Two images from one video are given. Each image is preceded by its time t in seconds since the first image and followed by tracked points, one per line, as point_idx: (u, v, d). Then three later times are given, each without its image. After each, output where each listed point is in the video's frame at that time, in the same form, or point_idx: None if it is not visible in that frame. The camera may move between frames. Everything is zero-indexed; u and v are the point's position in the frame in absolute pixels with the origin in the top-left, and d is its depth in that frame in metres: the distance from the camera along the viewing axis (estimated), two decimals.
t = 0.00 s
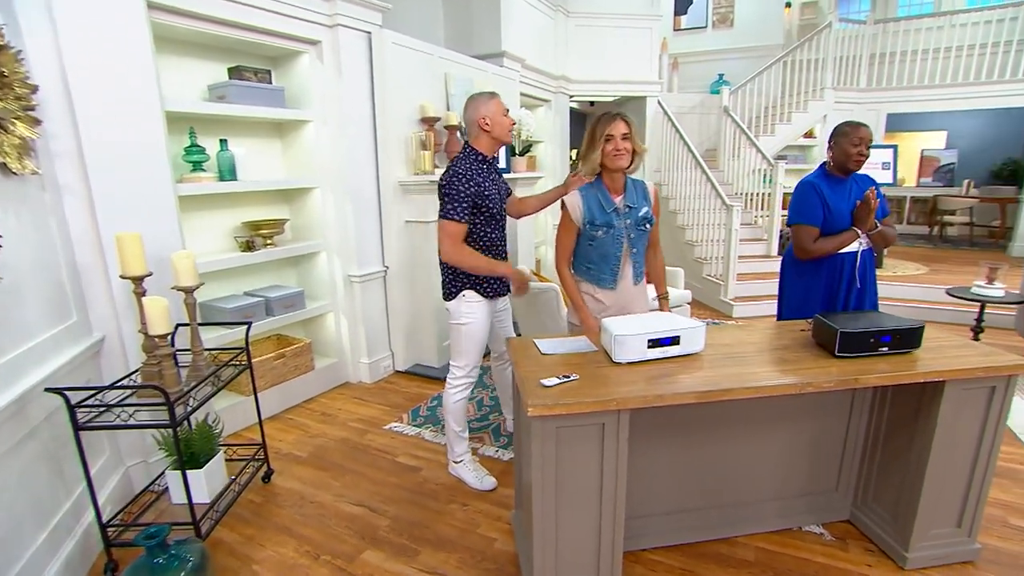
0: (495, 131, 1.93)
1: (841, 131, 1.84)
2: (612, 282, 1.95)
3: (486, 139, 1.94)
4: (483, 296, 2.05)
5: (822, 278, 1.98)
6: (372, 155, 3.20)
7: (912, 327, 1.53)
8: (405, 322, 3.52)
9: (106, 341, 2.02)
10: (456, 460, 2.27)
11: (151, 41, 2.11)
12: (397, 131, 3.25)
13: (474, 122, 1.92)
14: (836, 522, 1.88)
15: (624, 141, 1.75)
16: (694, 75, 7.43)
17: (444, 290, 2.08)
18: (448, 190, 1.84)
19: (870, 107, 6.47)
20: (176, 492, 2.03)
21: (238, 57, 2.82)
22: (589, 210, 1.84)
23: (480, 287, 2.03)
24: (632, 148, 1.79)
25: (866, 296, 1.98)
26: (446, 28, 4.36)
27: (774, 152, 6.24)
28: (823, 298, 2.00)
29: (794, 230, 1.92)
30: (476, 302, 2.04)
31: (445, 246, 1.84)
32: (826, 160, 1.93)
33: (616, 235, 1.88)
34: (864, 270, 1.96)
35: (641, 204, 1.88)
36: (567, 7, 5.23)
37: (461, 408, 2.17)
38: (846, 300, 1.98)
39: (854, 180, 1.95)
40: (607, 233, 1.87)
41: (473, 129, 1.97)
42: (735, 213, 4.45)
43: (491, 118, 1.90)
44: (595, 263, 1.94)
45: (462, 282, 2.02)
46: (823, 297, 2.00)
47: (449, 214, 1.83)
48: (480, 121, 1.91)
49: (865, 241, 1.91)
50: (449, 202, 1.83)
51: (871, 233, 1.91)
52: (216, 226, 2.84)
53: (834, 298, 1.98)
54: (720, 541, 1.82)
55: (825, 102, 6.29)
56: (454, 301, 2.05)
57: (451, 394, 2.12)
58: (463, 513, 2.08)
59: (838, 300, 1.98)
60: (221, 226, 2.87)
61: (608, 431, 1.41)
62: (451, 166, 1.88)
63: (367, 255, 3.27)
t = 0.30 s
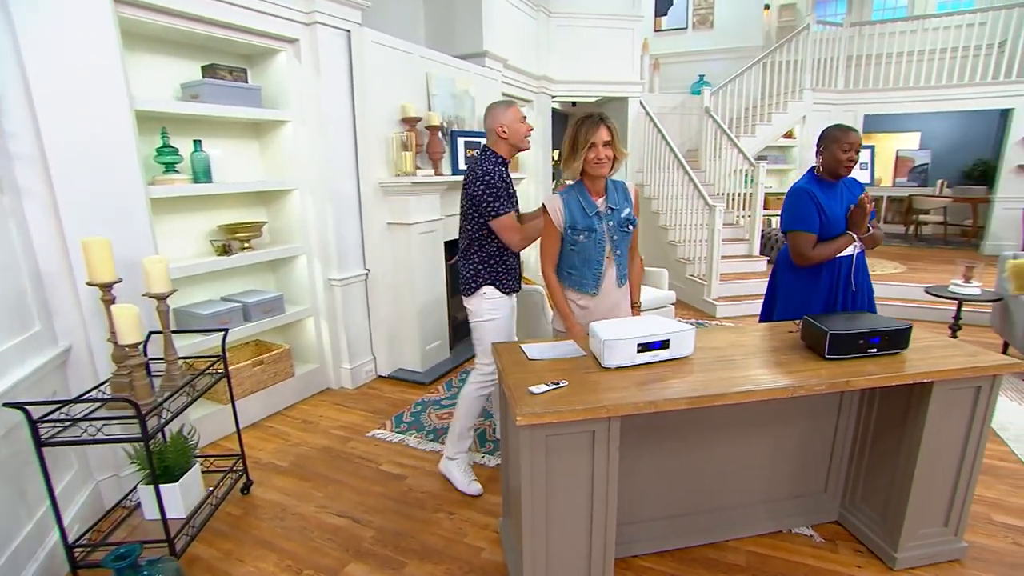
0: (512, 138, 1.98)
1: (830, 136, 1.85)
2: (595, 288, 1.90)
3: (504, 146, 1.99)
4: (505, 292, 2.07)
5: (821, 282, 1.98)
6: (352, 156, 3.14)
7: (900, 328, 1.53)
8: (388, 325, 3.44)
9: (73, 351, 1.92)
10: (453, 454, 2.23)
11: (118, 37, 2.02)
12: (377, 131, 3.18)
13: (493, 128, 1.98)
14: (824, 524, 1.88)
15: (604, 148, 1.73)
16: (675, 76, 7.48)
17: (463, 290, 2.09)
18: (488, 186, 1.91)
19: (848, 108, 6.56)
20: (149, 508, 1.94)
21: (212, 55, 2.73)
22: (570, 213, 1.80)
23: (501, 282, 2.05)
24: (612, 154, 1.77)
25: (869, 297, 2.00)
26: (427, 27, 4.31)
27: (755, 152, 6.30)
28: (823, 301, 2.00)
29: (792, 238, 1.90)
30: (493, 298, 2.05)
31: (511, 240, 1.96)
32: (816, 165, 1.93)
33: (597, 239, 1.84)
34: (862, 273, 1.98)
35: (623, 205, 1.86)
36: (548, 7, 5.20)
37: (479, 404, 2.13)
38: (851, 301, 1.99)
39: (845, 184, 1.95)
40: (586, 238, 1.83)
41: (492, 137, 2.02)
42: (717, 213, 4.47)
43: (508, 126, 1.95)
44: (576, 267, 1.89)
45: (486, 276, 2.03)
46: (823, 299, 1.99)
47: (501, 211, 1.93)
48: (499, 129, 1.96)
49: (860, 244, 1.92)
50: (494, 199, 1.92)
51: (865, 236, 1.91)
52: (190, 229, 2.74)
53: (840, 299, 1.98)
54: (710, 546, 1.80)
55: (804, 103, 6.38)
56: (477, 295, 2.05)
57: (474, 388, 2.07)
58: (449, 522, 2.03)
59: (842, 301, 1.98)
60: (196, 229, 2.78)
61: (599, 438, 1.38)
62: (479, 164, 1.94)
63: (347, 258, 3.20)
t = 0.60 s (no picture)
0: (519, 134, 2.15)
1: (826, 133, 1.87)
2: (596, 285, 1.88)
3: (512, 141, 2.16)
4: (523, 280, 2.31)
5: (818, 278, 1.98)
6: (334, 156, 3.07)
7: (890, 328, 1.52)
8: (372, 328, 3.37)
9: (41, 359, 1.84)
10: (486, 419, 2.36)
11: (87, 31, 1.94)
12: (360, 131, 3.12)
13: (500, 125, 2.15)
14: (815, 524, 1.88)
15: (607, 140, 1.72)
16: (659, 77, 7.52)
17: (484, 282, 2.32)
18: (503, 177, 2.11)
19: (829, 108, 6.63)
20: (123, 522, 1.86)
21: (189, 52, 2.66)
22: (568, 211, 1.78)
23: (520, 273, 2.29)
24: (612, 149, 1.76)
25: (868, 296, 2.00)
26: (410, 25, 4.26)
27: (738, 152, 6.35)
28: (820, 299, 2.00)
29: (792, 233, 1.90)
30: (518, 287, 2.30)
31: (528, 226, 2.17)
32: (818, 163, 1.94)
33: (596, 236, 1.82)
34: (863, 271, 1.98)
35: (621, 202, 1.85)
36: (533, 6, 5.18)
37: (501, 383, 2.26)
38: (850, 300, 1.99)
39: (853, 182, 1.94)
40: (586, 235, 1.81)
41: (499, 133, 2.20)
42: (702, 213, 4.49)
43: (515, 123, 2.12)
44: (576, 265, 1.87)
45: (504, 267, 2.27)
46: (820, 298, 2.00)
47: (517, 200, 2.12)
48: (506, 125, 2.13)
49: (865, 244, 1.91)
50: (510, 189, 2.11)
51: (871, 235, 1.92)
52: (166, 231, 2.65)
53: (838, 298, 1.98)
54: (703, 549, 1.78)
55: (786, 103, 6.45)
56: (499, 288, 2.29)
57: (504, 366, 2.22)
58: (437, 530, 1.99)
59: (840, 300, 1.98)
60: (172, 231, 2.69)
61: (591, 443, 1.35)
62: (491, 157, 2.14)
63: (330, 260, 3.14)
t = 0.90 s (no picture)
0: (533, 135, 2.14)
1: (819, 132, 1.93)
2: (591, 278, 1.84)
3: (525, 142, 2.16)
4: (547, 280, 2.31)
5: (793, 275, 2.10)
6: (316, 155, 3.01)
7: (879, 326, 1.53)
8: (356, 330, 3.32)
9: (7, 367, 1.76)
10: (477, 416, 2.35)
11: (54, 25, 1.87)
12: (343, 129, 3.06)
13: (512, 127, 2.15)
14: (805, 523, 1.87)
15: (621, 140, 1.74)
16: (643, 77, 7.54)
17: (506, 283, 2.27)
18: (523, 178, 2.09)
19: (812, 108, 6.69)
20: (95, 534, 1.79)
21: (165, 48, 2.58)
22: (565, 201, 1.75)
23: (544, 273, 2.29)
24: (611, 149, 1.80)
25: (852, 300, 1.97)
26: (394, 23, 4.20)
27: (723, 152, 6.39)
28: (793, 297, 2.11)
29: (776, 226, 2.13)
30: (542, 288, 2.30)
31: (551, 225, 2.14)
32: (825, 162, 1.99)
33: (593, 228, 1.78)
34: (840, 273, 1.96)
35: (614, 197, 1.85)
36: (517, 5, 5.16)
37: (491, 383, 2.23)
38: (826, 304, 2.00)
39: (850, 180, 1.93)
40: (584, 226, 1.77)
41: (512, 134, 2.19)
42: (688, 213, 4.50)
43: (529, 124, 2.11)
44: (572, 257, 1.82)
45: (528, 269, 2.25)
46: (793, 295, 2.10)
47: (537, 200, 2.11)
48: (520, 127, 2.12)
49: (841, 243, 1.92)
50: (528, 190, 2.10)
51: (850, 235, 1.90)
52: (141, 232, 2.57)
53: (811, 301, 2.04)
54: (694, 551, 1.77)
55: (769, 103, 6.50)
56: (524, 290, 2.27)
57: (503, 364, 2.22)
58: (424, 536, 1.95)
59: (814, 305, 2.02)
60: (148, 233, 2.61)
61: (581, 447, 1.33)
62: (508, 160, 2.12)
63: (313, 261, 3.08)
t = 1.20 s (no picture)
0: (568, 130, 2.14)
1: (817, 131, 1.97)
2: (594, 277, 1.83)
3: (559, 138, 2.17)
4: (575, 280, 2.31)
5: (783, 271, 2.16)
6: (308, 154, 2.98)
7: (875, 325, 1.52)
8: (349, 332, 3.29)
9: None
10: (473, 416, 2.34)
11: (37, 20, 1.83)
12: (334, 128, 3.03)
13: (546, 122, 2.15)
14: (801, 523, 1.87)
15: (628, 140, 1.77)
16: (636, 76, 7.56)
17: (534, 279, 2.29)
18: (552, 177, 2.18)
19: (804, 108, 6.71)
20: (81, 541, 1.75)
21: (152, 46, 2.55)
22: (577, 199, 1.70)
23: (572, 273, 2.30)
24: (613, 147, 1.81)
25: (821, 295, 1.98)
26: (386, 22, 4.17)
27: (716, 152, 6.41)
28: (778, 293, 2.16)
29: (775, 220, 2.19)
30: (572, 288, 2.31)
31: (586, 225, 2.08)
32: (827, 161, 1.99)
33: (601, 226, 1.77)
34: (812, 266, 2.01)
35: (612, 197, 1.86)
36: (510, 4, 5.14)
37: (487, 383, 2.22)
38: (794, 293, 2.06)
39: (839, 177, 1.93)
40: (593, 225, 1.75)
41: (545, 129, 2.20)
42: (681, 213, 4.50)
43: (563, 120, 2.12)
44: (577, 256, 1.79)
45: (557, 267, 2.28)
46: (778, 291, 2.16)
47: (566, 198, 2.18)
48: (555, 122, 2.12)
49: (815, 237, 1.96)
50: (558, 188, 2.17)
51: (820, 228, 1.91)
52: (129, 232, 2.53)
53: (787, 293, 2.10)
54: (690, 552, 1.75)
55: (762, 103, 6.52)
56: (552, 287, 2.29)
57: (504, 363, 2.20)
58: (417, 539, 1.93)
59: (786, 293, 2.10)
60: (136, 233, 2.56)
61: (576, 448, 1.31)
62: (541, 157, 2.19)
63: (304, 261, 3.04)
